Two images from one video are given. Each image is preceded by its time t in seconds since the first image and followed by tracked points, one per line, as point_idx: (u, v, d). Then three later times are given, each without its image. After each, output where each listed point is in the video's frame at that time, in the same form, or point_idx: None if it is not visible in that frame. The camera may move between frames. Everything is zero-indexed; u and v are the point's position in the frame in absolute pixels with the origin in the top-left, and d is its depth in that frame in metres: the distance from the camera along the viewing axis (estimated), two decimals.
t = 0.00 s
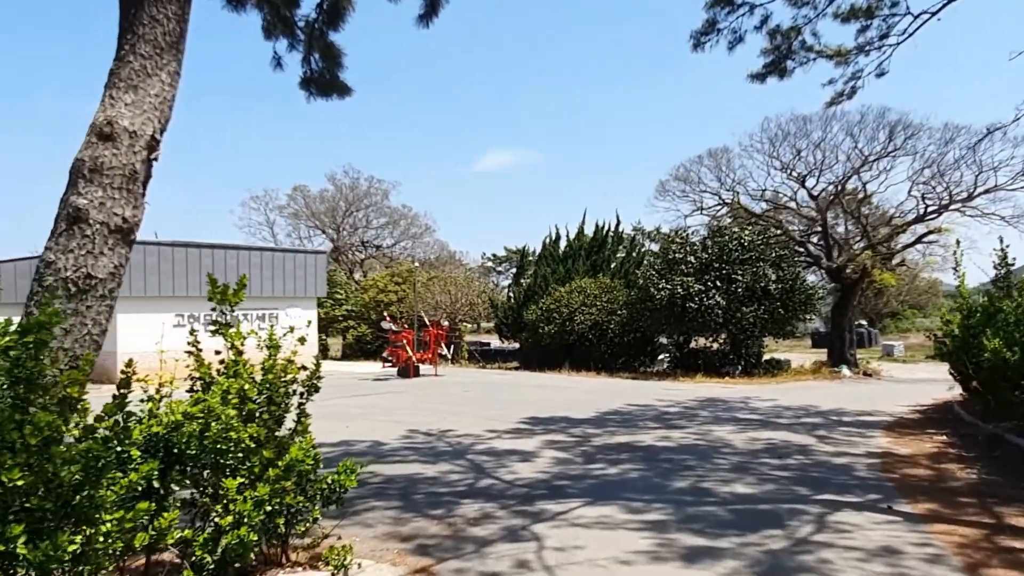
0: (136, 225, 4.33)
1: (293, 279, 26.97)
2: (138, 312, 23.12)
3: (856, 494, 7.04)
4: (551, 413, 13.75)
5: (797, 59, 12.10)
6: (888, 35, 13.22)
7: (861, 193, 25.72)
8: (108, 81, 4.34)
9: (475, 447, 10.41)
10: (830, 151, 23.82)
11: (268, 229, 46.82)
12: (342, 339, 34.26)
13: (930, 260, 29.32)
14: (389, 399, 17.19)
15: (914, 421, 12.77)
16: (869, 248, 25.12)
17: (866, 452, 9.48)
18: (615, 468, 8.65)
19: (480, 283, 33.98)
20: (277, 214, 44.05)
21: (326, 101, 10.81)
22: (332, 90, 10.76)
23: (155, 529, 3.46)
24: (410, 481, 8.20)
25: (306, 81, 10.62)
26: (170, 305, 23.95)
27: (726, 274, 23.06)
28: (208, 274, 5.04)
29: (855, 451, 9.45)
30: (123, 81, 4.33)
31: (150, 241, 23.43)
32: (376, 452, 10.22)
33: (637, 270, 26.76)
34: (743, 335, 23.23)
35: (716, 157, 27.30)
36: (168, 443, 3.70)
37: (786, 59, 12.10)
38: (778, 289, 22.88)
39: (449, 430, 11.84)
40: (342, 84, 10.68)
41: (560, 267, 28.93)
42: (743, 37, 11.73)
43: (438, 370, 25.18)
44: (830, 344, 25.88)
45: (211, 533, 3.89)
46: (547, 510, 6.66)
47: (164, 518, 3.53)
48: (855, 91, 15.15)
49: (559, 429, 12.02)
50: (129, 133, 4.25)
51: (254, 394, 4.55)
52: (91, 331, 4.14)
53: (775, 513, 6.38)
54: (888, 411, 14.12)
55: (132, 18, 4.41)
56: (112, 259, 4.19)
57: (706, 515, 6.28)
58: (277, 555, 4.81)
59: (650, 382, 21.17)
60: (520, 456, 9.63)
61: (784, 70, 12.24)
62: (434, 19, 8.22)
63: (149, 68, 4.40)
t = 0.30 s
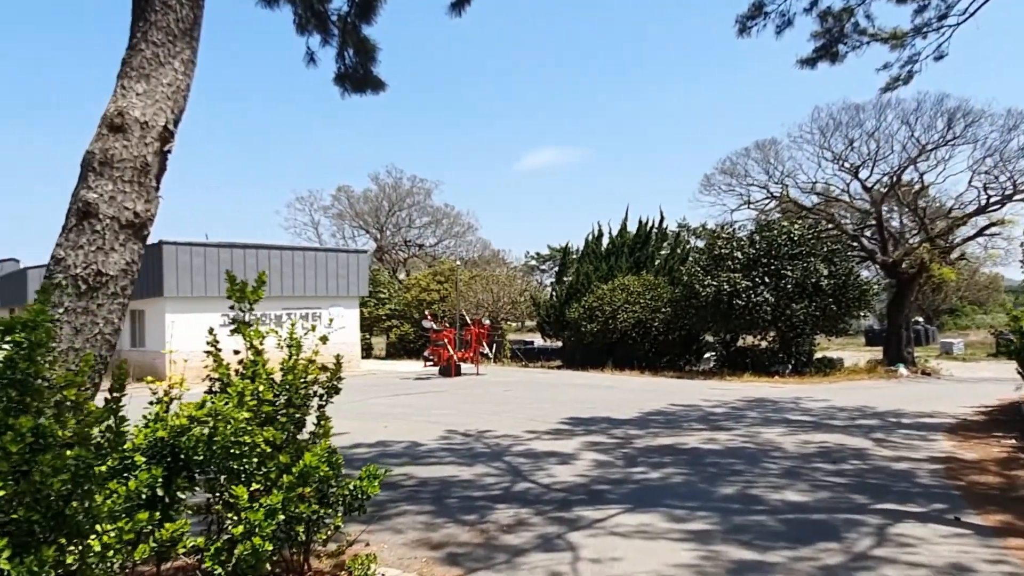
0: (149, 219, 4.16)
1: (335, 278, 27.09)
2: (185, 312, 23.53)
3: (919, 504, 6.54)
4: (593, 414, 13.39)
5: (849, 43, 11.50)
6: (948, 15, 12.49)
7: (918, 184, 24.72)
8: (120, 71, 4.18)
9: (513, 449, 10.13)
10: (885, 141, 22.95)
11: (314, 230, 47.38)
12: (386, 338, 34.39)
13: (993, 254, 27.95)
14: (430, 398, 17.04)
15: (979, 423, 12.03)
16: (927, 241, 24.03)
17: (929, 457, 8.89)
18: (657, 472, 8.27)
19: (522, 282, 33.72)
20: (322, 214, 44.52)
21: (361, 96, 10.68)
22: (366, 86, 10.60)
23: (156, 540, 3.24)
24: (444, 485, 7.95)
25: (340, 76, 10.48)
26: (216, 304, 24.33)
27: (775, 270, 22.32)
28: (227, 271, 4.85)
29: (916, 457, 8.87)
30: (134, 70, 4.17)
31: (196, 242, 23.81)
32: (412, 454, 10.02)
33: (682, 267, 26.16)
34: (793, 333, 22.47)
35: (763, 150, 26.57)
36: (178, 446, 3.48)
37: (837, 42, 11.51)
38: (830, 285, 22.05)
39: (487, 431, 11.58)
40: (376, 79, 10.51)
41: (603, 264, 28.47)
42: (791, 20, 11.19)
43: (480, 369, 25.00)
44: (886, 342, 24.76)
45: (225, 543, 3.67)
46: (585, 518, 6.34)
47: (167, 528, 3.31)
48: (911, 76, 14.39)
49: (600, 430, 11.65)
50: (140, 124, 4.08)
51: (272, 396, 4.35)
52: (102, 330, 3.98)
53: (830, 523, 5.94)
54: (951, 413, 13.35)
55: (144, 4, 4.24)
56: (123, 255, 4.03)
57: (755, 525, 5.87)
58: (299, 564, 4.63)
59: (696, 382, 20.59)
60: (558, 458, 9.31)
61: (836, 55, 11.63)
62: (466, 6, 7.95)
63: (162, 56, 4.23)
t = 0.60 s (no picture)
0: (145, 215, 3.96)
1: (365, 277, 27.05)
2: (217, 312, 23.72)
3: (972, 517, 6.08)
4: (623, 416, 13.02)
5: (892, 29, 10.95)
6: None
7: (964, 177, 23.87)
8: (114, 60, 3.99)
9: (540, 452, 9.82)
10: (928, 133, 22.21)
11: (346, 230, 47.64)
12: (417, 337, 34.35)
13: None
14: (458, 399, 16.82)
15: None
16: (975, 236, 23.01)
17: (980, 464, 8.36)
18: (689, 479, 7.89)
19: (553, 280, 33.38)
20: (354, 214, 44.72)
21: (384, 92, 10.51)
22: (388, 81, 10.43)
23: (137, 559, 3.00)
24: (466, 491, 7.69)
25: (363, 72, 10.32)
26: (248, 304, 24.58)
27: (814, 266, 21.67)
28: (231, 269, 4.63)
29: (966, 464, 8.35)
30: (129, 58, 3.97)
31: (228, 242, 23.96)
32: (436, 456, 9.80)
33: (716, 264, 25.58)
34: (833, 332, 21.77)
35: (801, 144, 25.93)
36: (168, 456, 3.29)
37: (879, 29, 10.98)
38: (871, 282, 21.32)
39: (514, 434, 11.30)
40: (399, 73, 10.33)
41: (635, 262, 27.99)
42: (831, 6, 10.69)
43: (510, 369, 24.73)
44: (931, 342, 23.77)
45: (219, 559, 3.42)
46: (610, 528, 6.01)
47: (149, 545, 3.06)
48: (958, 63, 13.72)
49: (630, 433, 11.28)
50: (135, 115, 3.88)
51: (273, 401, 4.14)
52: (96, 332, 3.80)
53: (874, 538, 5.52)
54: (1003, 417, 12.67)
55: None
56: (118, 253, 3.84)
57: (792, 540, 5.49)
58: None
59: (730, 382, 20.03)
60: (585, 462, 8.99)
61: (878, 42, 11.10)
62: None
63: (158, 44, 4.04)
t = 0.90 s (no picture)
0: (132, 203, 3.75)
1: (388, 275, 26.92)
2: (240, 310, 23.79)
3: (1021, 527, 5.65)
4: (647, 416, 12.64)
5: (929, 13, 10.45)
6: None
7: (1003, 170, 23.17)
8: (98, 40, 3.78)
9: (560, 453, 9.51)
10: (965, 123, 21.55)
11: (371, 229, 47.74)
12: (441, 335, 34.21)
13: None
14: (480, 398, 16.57)
15: None
16: (1015, 231, 22.03)
17: None
18: (715, 482, 7.53)
19: (578, 278, 33.01)
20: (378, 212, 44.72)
21: (400, 84, 10.27)
22: (403, 72, 10.20)
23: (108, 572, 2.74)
24: (482, 494, 7.41)
25: (378, 64, 10.10)
26: (271, 302, 24.65)
27: (846, 262, 21.06)
28: (228, 261, 4.40)
29: (1012, 468, 7.87)
30: (114, 37, 3.76)
31: (251, 240, 23.99)
32: (453, 457, 9.52)
33: (744, 261, 25.03)
34: (866, 330, 21.12)
35: (832, 137, 25.30)
36: (145, 460, 3.00)
37: (915, 13, 10.48)
38: (906, 278, 20.62)
39: (534, 434, 10.99)
40: (414, 64, 10.10)
41: (661, 259, 27.53)
42: None
43: (533, 367, 24.42)
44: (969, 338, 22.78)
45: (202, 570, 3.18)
46: (631, 535, 5.69)
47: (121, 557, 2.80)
48: (999, 49, 13.12)
49: (654, 433, 10.91)
50: (119, 97, 3.67)
51: (268, 400, 3.91)
52: (79, 326, 3.59)
53: (916, 549, 5.13)
54: None
55: None
56: (100, 243, 3.62)
57: (826, 550, 5.12)
58: None
59: (758, 381, 19.52)
60: (607, 464, 8.66)
61: (913, 27, 10.60)
62: None
63: (144, 22, 3.82)
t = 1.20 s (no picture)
0: (117, 196, 3.55)
1: (413, 273, 26.79)
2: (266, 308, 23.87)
3: None
4: (674, 417, 12.27)
5: None
6: None
7: None
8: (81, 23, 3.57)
9: (582, 456, 9.21)
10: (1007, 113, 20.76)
11: (398, 227, 47.77)
12: (467, 333, 34.04)
13: None
14: (503, 397, 16.32)
15: None
16: None
17: None
18: (744, 489, 7.17)
19: (605, 275, 32.59)
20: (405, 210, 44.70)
21: (418, 77, 10.05)
22: (422, 65, 9.97)
23: None
24: (499, 499, 7.14)
25: (395, 57, 9.88)
26: (296, 300, 24.67)
27: (882, 258, 20.41)
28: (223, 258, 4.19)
29: None
30: (97, 21, 3.55)
31: (276, 238, 24.04)
32: (472, 459, 9.27)
33: (775, 258, 24.44)
34: (903, 329, 20.43)
35: (868, 130, 24.57)
36: (116, 471, 2.72)
37: None
38: (945, 275, 19.86)
39: (557, 436, 10.70)
40: (432, 57, 9.86)
41: (689, 256, 27.02)
42: None
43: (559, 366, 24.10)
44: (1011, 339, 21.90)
45: None
46: (652, 547, 5.38)
47: None
48: None
49: (681, 436, 10.55)
50: (101, 83, 3.46)
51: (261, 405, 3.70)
52: (59, 326, 3.39)
53: (961, 568, 4.75)
54: None
55: None
56: (82, 238, 3.42)
57: (863, 568, 4.76)
58: None
59: (790, 381, 18.99)
60: (630, 468, 8.34)
61: (954, 11, 10.07)
62: None
63: (129, 4, 3.61)
